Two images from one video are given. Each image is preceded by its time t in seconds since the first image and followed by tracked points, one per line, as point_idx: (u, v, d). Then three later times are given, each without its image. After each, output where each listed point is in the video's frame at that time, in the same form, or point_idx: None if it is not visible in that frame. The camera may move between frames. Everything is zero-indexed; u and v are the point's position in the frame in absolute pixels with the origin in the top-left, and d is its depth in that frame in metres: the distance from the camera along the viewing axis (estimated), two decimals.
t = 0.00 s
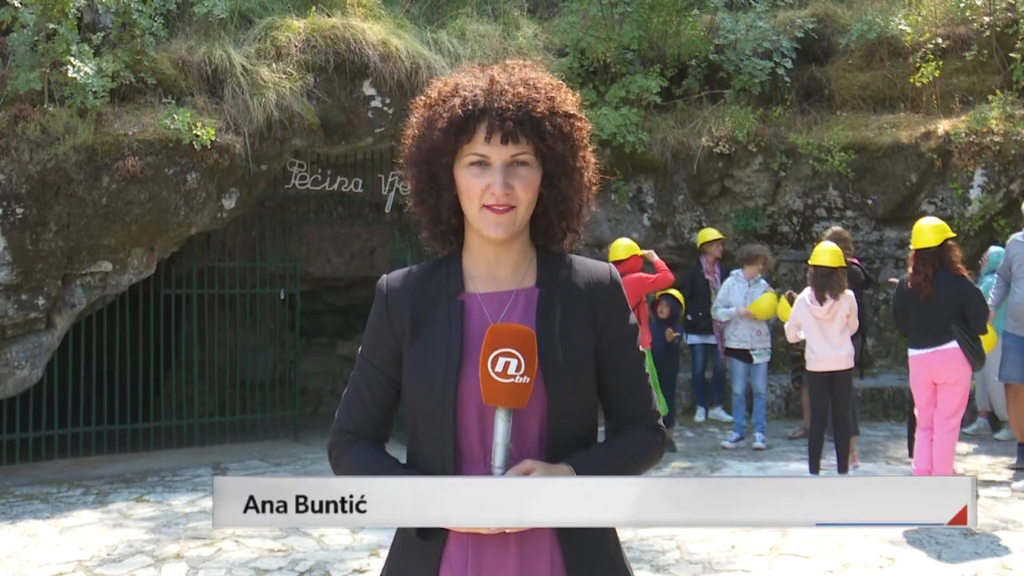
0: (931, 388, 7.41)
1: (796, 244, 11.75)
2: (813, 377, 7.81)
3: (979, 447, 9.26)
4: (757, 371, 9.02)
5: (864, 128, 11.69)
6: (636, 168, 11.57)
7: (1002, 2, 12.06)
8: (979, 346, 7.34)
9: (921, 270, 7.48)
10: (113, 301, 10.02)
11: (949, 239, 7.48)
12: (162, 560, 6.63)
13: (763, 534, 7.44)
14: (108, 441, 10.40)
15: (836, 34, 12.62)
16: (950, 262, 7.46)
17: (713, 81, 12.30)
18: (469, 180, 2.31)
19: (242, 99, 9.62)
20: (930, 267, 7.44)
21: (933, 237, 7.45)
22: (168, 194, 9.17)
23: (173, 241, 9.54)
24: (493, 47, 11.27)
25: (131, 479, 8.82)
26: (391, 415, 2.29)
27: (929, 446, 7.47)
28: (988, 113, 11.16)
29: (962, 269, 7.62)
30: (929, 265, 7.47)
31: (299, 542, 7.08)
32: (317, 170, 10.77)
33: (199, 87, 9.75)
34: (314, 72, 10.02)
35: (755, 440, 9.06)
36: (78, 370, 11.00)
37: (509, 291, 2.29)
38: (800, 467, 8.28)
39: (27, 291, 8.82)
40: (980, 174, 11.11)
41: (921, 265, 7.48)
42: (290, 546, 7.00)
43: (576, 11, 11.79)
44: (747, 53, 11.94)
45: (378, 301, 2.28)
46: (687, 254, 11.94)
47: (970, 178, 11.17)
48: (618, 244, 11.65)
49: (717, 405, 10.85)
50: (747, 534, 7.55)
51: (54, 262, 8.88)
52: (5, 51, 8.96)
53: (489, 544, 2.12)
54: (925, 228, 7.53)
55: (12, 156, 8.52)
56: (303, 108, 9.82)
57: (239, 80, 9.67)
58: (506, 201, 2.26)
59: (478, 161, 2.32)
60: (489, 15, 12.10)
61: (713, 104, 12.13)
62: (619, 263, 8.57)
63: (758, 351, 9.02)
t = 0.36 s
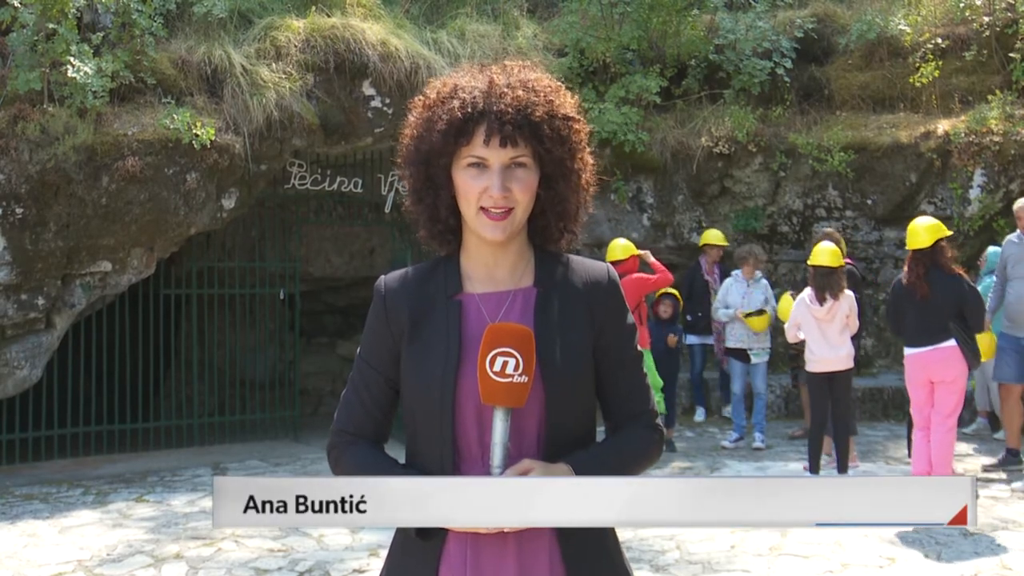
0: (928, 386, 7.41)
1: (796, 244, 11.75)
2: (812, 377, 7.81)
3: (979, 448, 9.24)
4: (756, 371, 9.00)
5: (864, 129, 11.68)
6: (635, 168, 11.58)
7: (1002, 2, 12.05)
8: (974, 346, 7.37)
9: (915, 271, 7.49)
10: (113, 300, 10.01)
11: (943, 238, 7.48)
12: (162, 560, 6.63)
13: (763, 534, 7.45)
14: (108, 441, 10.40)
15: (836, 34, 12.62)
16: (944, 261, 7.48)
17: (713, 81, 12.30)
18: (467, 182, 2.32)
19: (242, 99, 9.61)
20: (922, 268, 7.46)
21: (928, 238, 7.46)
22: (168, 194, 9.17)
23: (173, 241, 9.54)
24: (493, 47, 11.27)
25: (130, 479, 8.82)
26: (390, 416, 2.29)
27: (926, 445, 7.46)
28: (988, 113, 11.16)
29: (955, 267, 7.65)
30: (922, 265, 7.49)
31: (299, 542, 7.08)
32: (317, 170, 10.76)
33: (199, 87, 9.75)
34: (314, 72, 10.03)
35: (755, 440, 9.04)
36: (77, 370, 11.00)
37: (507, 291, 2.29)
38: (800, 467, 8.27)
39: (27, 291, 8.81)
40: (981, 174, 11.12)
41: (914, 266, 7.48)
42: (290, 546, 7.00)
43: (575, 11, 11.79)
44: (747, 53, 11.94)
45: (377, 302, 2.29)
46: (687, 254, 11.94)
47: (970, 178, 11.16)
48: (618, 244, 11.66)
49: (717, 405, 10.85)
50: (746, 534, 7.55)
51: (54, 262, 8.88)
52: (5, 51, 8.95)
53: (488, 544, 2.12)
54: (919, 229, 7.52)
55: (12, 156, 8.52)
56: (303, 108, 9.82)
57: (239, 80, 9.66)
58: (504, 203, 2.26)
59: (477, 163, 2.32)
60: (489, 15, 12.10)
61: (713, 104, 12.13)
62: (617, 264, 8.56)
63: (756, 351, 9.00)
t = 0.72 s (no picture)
0: (927, 386, 7.42)
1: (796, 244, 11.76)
2: (812, 377, 7.80)
3: (979, 447, 9.22)
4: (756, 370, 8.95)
5: (864, 128, 11.66)
6: (635, 168, 11.59)
7: (1002, 2, 12.01)
8: (974, 346, 7.38)
9: (916, 270, 7.51)
10: (113, 300, 10.01)
11: (946, 238, 7.46)
12: (162, 560, 6.63)
13: (763, 534, 7.45)
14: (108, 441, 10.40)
15: (835, 34, 12.62)
16: (946, 261, 7.49)
17: (712, 81, 12.29)
18: (464, 182, 2.32)
19: (241, 99, 9.60)
20: (924, 267, 7.48)
21: (931, 237, 7.44)
22: (168, 194, 9.17)
23: (173, 241, 9.54)
24: (493, 47, 11.26)
25: (130, 479, 8.82)
26: (387, 417, 2.29)
27: (926, 446, 7.46)
28: (987, 113, 11.01)
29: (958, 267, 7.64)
30: (924, 265, 7.51)
31: (299, 542, 7.08)
32: (317, 170, 10.75)
33: (198, 87, 9.74)
34: (314, 72, 10.02)
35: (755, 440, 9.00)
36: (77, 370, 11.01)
37: (504, 291, 2.29)
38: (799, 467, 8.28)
39: (26, 291, 8.81)
40: (980, 174, 10.99)
41: (916, 265, 7.51)
42: (290, 546, 7.00)
43: (575, 11, 11.79)
44: (747, 53, 11.93)
45: (374, 302, 2.29)
46: (687, 254, 11.94)
47: (970, 178, 11.05)
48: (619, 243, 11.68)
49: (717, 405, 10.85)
50: (746, 534, 7.55)
51: (54, 262, 8.88)
52: (6, 51, 8.96)
53: (487, 544, 2.12)
54: (923, 227, 7.51)
55: (12, 156, 8.53)
56: (303, 108, 9.82)
57: (238, 80, 9.66)
58: (502, 203, 2.27)
59: (474, 163, 2.32)
60: (489, 15, 12.10)
61: (713, 103, 12.13)
62: (616, 263, 8.54)
63: (753, 351, 8.96)
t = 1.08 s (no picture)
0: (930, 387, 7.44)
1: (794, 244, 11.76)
2: (810, 377, 7.80)
3: (977, 447, 9.20)
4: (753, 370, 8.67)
5: (863, 129, 11.63)
6: (634, 168, 11.56)
7: (1001, 2, 12.00)
8: (977, 348, 7.39)
9: (921, 270, 7.52)
10: (112, 300, 10.00)
11: (951, 239, 7.46)
12: (161, 560, 6.63)
13: (761, 534, 7.45)
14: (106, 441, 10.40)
15: (834, 34, 12.62)
16: (951, 261, 7.51)
17: (711, 81, 12.23)
18: (472, 172, 2.38)
19: (241, 99, 9.59)
20: (929, 267, 7.49)
21: (936, 236, 7.44)
22: (167, 194, 9.16)
23: (171, 241, 9.53)
24: (492, 47, 11.26)
25: (129, 480, 8.81)
26: (371, 418, 2.30)
27: (928, 444, 7.46)
28: (986, 113, 11.02)
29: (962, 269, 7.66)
30: (928, 265, 7.52)
31: (298, 543, 7.08)
32: (316, 170, 10.76)
33: (197, 87, 9.73)
34: (313, 72, 10.04)
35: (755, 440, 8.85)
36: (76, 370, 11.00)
37: (497, 288, 2.37)
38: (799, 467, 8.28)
39: (25, 291, 8.81)
40: (979, 174, 10.97)
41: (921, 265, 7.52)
42: (288, 546, 7.00)
43: (575, 11, 11.79)
44: (745, 53, 11.91)
45: (361, 302, 2.29)
46: (686, 254, 11.93)
47: (968, 178, 11.03)
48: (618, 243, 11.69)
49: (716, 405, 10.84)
50: (745, 534, 7.55)
51: (53, 262, 8.87)
52: (5, 52, 8.94)
53: (490, 543, 2.13)
54: (929, 227, 7.51)
55: (11, 156, 8.53)
56: (302, 108, 9.81)
57: (237, 80, 9.66)
58: (509, 196, 2.35)
59: (482, 153, 2.38)
60: (488, 15, 12.10)
61: (712, 103, 12.08)
62: (617, 263, 8.65)
63: (750, 350, 8.65)
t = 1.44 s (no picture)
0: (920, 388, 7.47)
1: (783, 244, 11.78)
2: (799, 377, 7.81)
3: (964, 447, 9.22)
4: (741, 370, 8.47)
5: (851, 129, 11.62)
6: (623, 168, 11.57)
7: (988, 4, 12.04)
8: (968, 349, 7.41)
9: (913, 270, 7.55)
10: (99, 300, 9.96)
11: (943, 240, 7.47)
12: (148, 561, 6.60)
13: (749, 534, 7.45)
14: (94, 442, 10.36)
15: (822, 35, 12.63)
16: (943, 263, 7.54)
17: (701, 81, 12.25)
18: (458, 178, 2.40)
19: (229, 99, 9.56)
20: (921, 266, 7.51)
21: (928, 237, 7.45)
22: (154, 194, 9.13)
23: (159, 241, 9.50)
24: (481, 47, 11.27)
25: (116, 481, 8.78)
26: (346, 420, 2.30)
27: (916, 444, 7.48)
28: (973, 114, 11.08)
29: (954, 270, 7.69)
30: (921, 265, 7.53)
31: (285, 543, 7.06)
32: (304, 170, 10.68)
33: (185, 87, 9.69)
34: (302, 72, 10.03)
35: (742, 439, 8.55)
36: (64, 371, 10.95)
37: (475, 290, 2.42)
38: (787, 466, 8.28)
39: (11, 291, 8.77)
40: (966, 174, 11.03)
41: (913, 265, 7.54)
42: (276, 547, 6.98)
43: (563, 11, 11.79)
44: (733, 53, 11.90)
45: (339, 303, 2.28)
46: (674, 254, 11.92)
47: (955, 179, 11.08)
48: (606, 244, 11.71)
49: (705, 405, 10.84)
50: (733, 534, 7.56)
51: (39, 262, 8.83)
52: None
53: (480, 543, 2.14)
54: (920, 228, 7.50)
55: None
56: (290, 108, 9.79)
57: (225, 80, 9.64)
58: (495, 204, 2.39)
59: (468, 161, 2.40)
60: (477, 15, 12.10)
61: (701, 104, 12.08)
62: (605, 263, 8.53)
63: (738, 351, 8.56)
